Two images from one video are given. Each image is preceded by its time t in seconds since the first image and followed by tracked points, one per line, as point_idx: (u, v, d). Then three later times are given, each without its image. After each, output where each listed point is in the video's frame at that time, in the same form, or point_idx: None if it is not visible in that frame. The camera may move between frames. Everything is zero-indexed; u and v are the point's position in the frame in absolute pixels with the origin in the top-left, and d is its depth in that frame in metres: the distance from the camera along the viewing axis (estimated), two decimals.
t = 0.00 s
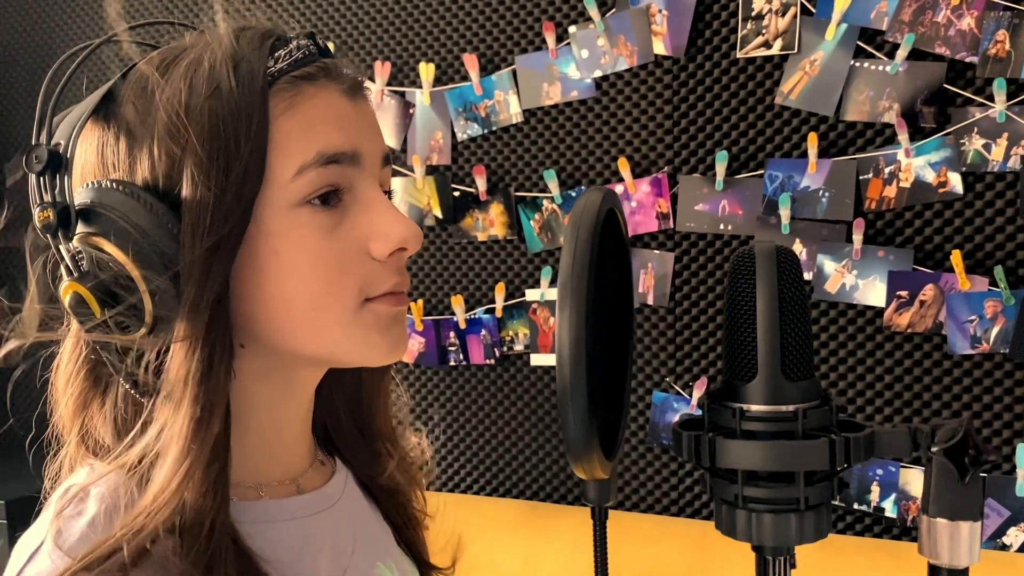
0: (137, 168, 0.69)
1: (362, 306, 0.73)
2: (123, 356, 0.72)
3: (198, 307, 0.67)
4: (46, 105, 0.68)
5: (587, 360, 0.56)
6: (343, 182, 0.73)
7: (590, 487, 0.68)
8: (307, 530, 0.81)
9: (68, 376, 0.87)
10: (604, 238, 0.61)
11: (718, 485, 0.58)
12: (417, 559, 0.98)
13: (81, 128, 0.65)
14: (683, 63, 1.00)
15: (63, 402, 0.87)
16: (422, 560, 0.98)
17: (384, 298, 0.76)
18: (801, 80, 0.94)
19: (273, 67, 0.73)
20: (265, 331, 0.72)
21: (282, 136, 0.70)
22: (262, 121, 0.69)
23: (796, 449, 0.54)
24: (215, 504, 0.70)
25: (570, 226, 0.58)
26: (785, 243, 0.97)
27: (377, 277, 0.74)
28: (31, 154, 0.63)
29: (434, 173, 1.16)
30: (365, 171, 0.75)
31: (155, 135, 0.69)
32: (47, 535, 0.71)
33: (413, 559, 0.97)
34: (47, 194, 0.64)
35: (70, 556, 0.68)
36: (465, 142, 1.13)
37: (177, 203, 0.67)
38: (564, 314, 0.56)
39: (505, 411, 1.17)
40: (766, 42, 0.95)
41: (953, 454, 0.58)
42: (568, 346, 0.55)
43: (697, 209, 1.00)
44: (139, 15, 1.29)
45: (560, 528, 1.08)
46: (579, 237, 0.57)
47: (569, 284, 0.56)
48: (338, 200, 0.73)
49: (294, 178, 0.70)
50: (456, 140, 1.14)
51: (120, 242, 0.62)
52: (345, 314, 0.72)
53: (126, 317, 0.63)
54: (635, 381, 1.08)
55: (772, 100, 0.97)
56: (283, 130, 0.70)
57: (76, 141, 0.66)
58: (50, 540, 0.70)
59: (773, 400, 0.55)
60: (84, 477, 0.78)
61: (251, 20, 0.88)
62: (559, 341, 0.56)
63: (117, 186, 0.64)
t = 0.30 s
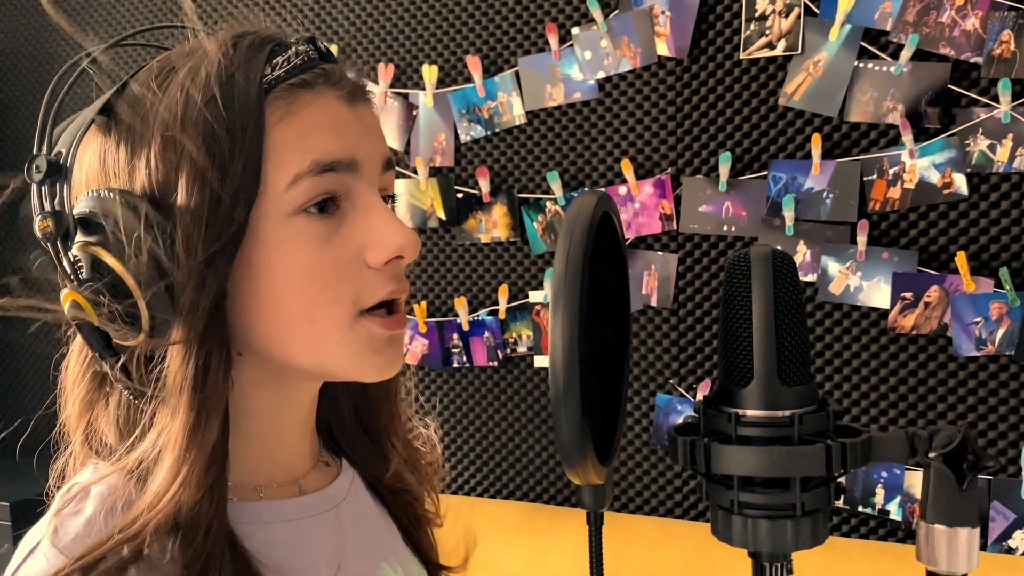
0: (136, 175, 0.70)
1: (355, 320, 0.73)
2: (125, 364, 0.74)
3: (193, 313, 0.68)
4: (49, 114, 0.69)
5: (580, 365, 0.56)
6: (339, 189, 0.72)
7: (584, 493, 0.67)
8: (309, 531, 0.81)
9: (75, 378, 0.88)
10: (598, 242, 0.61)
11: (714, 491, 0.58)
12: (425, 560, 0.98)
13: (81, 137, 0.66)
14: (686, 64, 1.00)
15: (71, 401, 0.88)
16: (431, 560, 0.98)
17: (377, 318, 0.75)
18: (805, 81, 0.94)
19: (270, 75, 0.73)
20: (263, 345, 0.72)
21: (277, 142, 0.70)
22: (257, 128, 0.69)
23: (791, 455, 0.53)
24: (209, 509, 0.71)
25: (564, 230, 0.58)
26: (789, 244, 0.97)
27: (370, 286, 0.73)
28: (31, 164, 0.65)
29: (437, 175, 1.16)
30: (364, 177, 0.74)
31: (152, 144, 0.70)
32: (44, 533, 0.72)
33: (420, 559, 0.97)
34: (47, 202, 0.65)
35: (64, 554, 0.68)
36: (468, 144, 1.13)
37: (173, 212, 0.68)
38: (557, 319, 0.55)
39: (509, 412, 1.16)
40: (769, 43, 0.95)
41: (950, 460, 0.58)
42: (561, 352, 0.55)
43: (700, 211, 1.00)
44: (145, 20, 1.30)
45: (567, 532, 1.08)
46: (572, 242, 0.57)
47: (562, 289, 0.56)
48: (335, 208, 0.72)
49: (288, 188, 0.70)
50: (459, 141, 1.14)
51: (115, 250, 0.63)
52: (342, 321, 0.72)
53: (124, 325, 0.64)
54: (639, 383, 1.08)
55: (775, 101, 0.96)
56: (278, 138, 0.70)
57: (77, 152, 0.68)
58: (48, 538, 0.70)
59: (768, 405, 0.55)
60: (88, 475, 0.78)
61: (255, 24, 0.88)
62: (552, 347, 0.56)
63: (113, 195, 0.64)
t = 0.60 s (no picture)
0: (128, 175, 0.70)
1: (342, 326, 0.72)
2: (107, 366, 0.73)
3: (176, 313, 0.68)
4: (47, 121, 0.71)
5: (575, 370, 0.56)
6: (330, 197, 0.72)
7: (581, 498, 0.67)
8: (308, 532, 0.81)
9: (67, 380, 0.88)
10: (593, 246, 0.61)
11: (710, 497, 0.58)
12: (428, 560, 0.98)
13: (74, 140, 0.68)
14: (689, 66, 1.00)
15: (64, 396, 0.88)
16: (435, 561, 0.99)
17: (365, 323, 0.75)
18: (807, 82, 0.94)
19: (265, 80, 0.73)
20: (252, 351, 0.72)
21: (266, 152, 0.70)
22: (250, 132, 0.70)
23: (786, 461, 0.53)
24: (193, 513, 0.70)
25: (558, 234, 0.58)
26: (792, 246, 0.96)
27: (358, 291, 0.73)
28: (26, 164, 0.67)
29: (440, 177, 1.16)
30: (354, 183, 0.74)
31: (144, 143, 0.70)
32: (31, 538, 0.72)
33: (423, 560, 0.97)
34: (41, 202, 0.67)
35: (49, 558, 0.68)
36: (470, 146, 1.13)
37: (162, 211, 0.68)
38: (551, 324, 0.55)
39: (512, 415, 1.16)
40: (771, 44, 0.95)
41: (947, 465, 0.58)
42: (555, 356, 0.55)
43: (703, 212, 1.00)
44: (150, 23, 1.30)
45: (571, 536, 1.07)
46: (566, 247, 0.57)
47: (556, 293, 0.56)
48: (326, 215, 0.72)
49: (277, 193, 0.70)
50: (462, 143, 1.14)
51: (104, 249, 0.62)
52: (328, 327, 0.71)
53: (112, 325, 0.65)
54: (643, 385, 1.07)
55: (777, 103, 0.96)
56: (267, 144, 0.70)
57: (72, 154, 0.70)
58: (34, 542, 0.71)
59: (765, 410, 0.55)
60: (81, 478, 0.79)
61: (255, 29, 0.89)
62: (546, 352, 0.56)
63: (105, 196, 0.65)
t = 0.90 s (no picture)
0: (120, 172, 0.70)
1: (331, 318, 0.72)
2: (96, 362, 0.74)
3: (163, 306, 0.68)
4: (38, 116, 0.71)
5: (572, 369, 0.56)
6: (323, 195, 0.72)
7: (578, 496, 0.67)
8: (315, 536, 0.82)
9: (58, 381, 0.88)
10: (590, 245, 0.61)
11: (707, 495, 0.58)
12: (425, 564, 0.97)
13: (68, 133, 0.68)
14: (691, 66, 1.00)
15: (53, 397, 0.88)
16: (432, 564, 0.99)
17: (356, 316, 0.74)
18: (809, 82, 0.94)
19: (261, 77, 0.73)
20: (243, 347, 0.72)
21: (258, 149, 0.70)
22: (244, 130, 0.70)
23: (782, 459, 0.53)
24: (177, 512, 0.70)
25: (555, 233, 0.58)
26: (794, 246, 0.96)
27: (345, 291, 0.73)
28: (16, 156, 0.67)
29: (442, 178, 1.16)
30: (349, 182, 0.75)
31: (138, 138, 0.71)
32: (19, 549, 0.72)
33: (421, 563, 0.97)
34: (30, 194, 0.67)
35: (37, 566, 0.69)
36: (473, 147, 1.14)
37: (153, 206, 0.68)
38: (548, 323, 0.56)
39: (514, 416, 1.17)
40: (773, 44, 0.95)
41: (944, 465, 0.58)
42: (552, 355, 0.55)
43: (705, 212, 1.00)
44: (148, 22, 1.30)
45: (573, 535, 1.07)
46: (563, 246, 0.57)
47: (553, 292, 0.56)
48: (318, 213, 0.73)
49: (271, 188, 0.70)
50: (465, 144, 1.14)
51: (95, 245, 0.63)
52: (314, 327, 0.71)
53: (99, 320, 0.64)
54: (645, 385, 1.07)
55: (779, 103, 0.96)
56: (261, 140, 0.71)
57: (64, 148, 0.70)
58: (23, 555, 0.71)
59: (762, 409, 0.55)
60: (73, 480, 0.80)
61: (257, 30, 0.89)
62: (543, 351, 0.56)
63: (97, 190, 0.64)
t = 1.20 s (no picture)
0: (116, 175, 0.71)
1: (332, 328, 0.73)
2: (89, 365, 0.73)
3: (158, 310, 0.68)
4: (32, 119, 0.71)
5: (564, 369, 0.57)
6: (320, 196, 0.73)
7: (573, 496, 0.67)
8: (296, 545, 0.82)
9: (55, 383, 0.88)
10: (584, 246, 0.62)
11: (699, 494, 0.58)
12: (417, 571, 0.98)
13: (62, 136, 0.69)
14: (691, 67, 1.00)
15: (48, 402, 0.89)
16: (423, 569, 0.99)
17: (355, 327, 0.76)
18: (809, 83, 0.94)
19: (259, 79, 0.74)
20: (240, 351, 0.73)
21: (260, 150, 0.71)
22: (241, 134, 0.71)
23: (773, 459, 0.54)
24: (171, 517, 0.71)
25: (549, 234, 0.58)
26: (795, 247, 0.96)
27: (348, 293, 0.74)
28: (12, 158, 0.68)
29: (443, 179, 1.17)
30: (347, 184, 0.75)
31: (135, 140, 0.71)
32: (10, 555, 0.73)
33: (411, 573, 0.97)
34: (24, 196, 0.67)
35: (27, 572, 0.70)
36: (474, 149, 1.14)
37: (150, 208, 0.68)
38: (541, 323, 0.56)
39: (515, 416, 1.17)
40: (773, 45, 0.95)
41: (934, 464, 0.58)
42: (544, 355, 0.56)
43: (705, 213, 1.00)
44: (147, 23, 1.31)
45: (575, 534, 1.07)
46: (556, 247, 0.58)
47: (546, 293, 0.57)
48: (317, 214, 0.73)
49: (269, 190, 0.71)
50: (466, 146, 1.14)
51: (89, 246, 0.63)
52: (317, 331, 0.72)
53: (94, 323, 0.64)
54: (646, 386, 1.08)
55: (779, 104, 0.96)
56: (261, 142, 0.71)
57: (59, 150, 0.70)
58: (14, 561, 0.72)
59: (753, 409, 0.55)
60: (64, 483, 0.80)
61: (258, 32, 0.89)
62: (536, 351, 0.56)
63: (93, 193, 0.64)
